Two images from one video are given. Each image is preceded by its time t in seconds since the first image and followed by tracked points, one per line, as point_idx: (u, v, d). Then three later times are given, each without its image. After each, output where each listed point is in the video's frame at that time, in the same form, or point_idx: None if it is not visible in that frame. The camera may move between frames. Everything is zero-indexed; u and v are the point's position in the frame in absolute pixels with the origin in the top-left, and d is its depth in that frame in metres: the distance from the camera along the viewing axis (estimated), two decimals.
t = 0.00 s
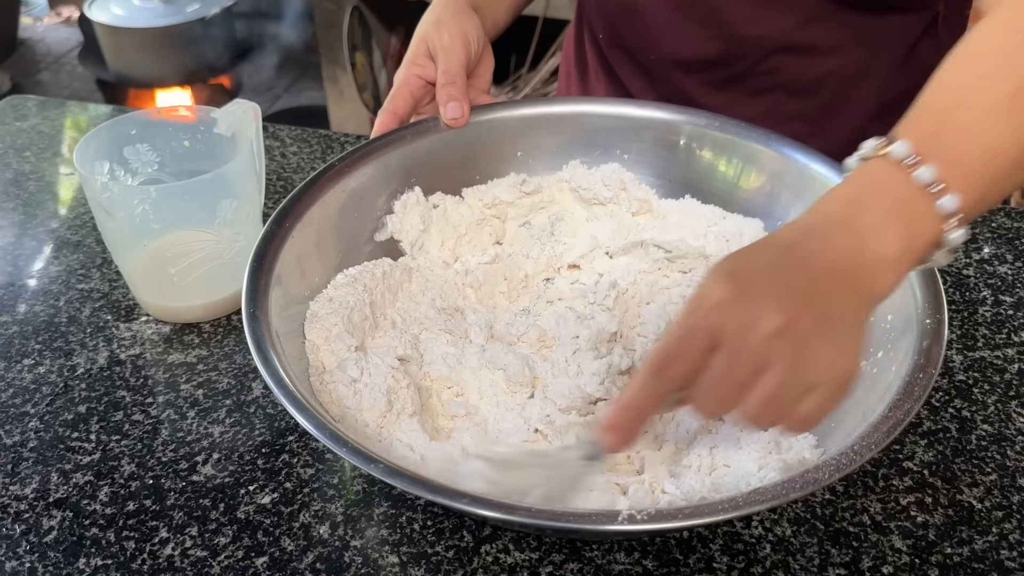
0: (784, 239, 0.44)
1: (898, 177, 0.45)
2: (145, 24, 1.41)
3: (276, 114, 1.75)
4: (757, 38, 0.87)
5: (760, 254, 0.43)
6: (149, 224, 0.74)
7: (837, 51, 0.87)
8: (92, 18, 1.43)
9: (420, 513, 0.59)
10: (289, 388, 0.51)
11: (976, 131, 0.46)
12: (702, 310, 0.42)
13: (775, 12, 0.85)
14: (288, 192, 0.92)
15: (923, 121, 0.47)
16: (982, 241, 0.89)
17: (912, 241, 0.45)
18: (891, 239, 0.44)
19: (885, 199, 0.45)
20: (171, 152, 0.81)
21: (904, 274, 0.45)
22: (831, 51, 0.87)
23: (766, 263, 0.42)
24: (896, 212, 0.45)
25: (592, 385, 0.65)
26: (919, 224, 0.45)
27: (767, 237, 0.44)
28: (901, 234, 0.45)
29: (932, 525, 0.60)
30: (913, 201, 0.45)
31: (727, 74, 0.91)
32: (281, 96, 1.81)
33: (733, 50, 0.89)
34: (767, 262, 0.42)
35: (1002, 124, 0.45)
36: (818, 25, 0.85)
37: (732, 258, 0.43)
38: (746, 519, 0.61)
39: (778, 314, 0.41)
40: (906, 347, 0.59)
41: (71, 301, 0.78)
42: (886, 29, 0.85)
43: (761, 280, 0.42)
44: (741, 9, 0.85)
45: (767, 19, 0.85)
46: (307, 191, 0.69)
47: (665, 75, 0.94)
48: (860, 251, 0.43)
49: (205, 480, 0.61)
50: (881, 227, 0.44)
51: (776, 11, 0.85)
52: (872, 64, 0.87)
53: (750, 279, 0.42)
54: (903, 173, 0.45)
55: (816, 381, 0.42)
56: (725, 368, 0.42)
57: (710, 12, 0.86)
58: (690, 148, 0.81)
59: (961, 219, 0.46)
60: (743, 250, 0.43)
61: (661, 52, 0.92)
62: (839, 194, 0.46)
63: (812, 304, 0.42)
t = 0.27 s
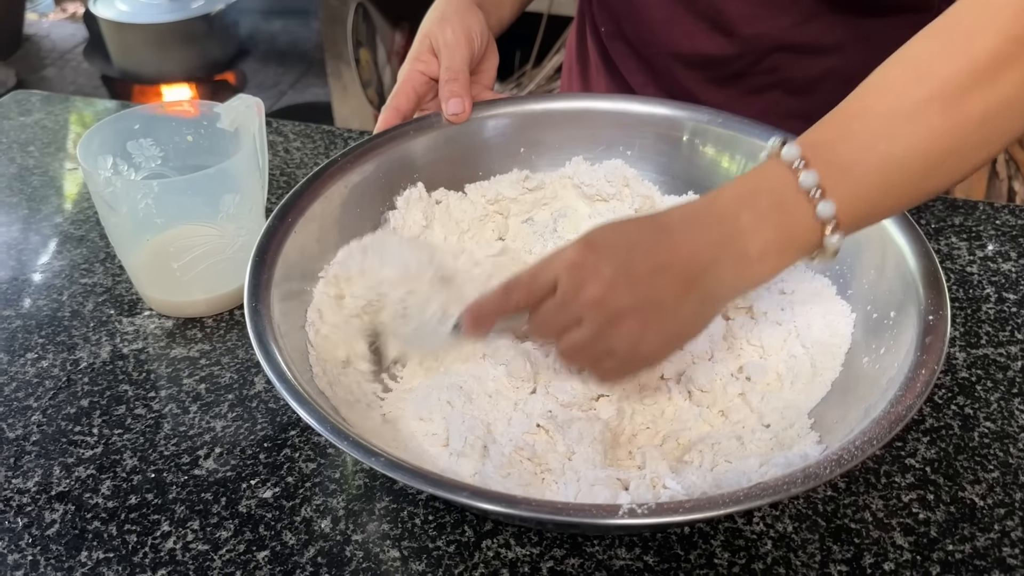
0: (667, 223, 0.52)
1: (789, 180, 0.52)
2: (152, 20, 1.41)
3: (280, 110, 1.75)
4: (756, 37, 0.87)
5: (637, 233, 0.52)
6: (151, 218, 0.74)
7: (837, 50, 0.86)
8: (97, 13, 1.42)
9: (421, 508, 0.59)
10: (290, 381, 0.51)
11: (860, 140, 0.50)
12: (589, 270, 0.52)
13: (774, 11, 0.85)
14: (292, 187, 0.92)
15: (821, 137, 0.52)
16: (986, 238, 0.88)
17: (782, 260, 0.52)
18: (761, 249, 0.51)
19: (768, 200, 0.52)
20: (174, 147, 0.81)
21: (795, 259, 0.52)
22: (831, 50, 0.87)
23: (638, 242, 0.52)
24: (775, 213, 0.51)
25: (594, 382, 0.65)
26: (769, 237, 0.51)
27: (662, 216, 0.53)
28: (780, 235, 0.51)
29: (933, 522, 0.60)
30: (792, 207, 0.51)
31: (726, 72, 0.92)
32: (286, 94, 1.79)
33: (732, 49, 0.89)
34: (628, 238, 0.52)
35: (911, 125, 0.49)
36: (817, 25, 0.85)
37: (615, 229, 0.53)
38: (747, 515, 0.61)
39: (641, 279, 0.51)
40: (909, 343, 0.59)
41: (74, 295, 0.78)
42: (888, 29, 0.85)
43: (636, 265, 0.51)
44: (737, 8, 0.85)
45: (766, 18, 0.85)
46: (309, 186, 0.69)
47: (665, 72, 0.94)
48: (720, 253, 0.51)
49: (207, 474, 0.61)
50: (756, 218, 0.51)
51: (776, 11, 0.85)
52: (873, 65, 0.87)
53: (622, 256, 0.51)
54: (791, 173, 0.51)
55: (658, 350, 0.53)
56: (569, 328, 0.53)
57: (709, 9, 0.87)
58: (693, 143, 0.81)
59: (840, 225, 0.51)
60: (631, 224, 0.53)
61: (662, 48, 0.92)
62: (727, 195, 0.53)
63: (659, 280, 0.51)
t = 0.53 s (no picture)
0: (763, 95, 0.57)
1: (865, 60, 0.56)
2: (155, 18, 1.41)
3: (281, 109, 1.75)
4: (755, 45, 0.87)
5: (749, 96, 0.57)
6: (151, 218, 0.74)
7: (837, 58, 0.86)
8: (99, 12, 1.42)
9: (420, 508, 0.59)
10: (288, 376, 0.51)
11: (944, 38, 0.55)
12: (694, 129, 0.60)
13: (773, 20, 0.85)
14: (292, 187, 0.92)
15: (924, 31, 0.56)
16: (987, 239, 0.88)
17: (858, 161, 0.57)
18: (834, 151, 0.56)
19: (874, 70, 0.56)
20: (175, 146, 0.81)
21: (842, 191, 0.59)
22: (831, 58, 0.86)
23: (729, 117, 0.59)
24: (836, 118, 0.56)
25: (595, 383, 0.65)
26: (839, 147, 0.56)
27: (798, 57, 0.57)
28: (877, 105, 0.55)
29: (932, 524, 0.60)
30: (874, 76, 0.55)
31: (726, 82, 0.92)
32: (288, 92, 1.78)
33: (732, 57, 0.89)
34: (724, 114, 0.58)
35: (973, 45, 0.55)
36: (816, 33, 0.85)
37: (737, 88, 0.59)
38: (745, 517, 0.61)
39: (715, 134, 0.60)
40: (910, 345, 0.59)
41: (75, 294, 0.78)
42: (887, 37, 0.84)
43: (716, 117, 0.59)
44: (732, 17, 0.86)
45: (765, 27, 0.85)
46: (310, 186, 0.69)
47: (666, 82, 0.94)
48: (790, 154, 0.58)
49: (207, 474, 0.61)
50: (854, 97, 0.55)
51: (774, 19, 0.85)
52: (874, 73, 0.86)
53: (715, 117, 0.59)
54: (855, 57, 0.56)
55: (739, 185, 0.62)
56: (718, 159, 0.61)
57: (707, 20, 0.87)
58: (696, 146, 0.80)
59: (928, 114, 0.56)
60: (739, 89, 0.58)
61: (661, 59, 0.92)
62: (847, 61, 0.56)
63: (738, 157, 0.60)
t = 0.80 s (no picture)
0: (768, 234, 0.53)
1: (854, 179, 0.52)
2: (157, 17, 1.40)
3: (282, 109, 1.74)
4: (774, 45, 0.86)
5: (752, 235, 0.54)
6: (150, 220, 0.73)
7: (852, 57, 0.86)
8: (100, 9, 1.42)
9: (421, 514, 0.59)
10: (300, 387, 0.51)
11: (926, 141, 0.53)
12: (696, 270, 0.57)
13: (790, 20, 0.84)
14: (293, 188, 0.92)
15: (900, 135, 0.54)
16: (992, 242, 0.88)
17: (881, 277, 0.53)
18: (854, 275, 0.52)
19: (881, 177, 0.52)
20: (174, 147, 0.80)
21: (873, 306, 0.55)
22: (845, 57, 0.86)
23: (735, 254, 0.55)
24: (849, 248, 0.52)
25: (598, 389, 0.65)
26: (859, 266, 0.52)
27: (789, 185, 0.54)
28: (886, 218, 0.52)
29: (938, 531, 0.60)
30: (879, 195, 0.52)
31: (736, 84, 0.91)
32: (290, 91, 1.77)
33: (750, 58, 0.88)
34: (728, 252, 0.55)
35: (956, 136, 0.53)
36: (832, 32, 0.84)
37: (738, 223, 0.55)
38: (749, 524, 0.60)
39: (724, 274, 0.56)
40: (920, 344, 0.58)
41: (74, 297, 0.77)
42: (903, 35, 0.84)
43: (723, 255, 0.55)
44: (750, 15, 0.85)
45: (783, 27, 0.85)
46: (309, 193, 0.69)
47: (676, 84, 0.94)
48: (812, 283, 0.54)
49: (206, 479, 0.60)
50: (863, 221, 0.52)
51: (791, 19, 0.84)
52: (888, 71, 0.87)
53: (722, 254, 0.55)
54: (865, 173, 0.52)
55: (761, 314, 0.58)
56: (736, 293, 0.57)
57: (724, 20, 0.86)
58: (701, 146, 0.80)
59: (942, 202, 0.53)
60: (738, 225, 0.55)
61: (671, 60, 0.91)
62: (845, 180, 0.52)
63: (751, 293, 0.56)
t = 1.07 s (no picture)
0: (752, 264, 0.51)
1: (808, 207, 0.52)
2: (157, 15, 1.38)
3: (282, 107, 1.74)
4: (770, 42, 0.86)
5: (734, 266, 0.51)
6: (147, 219, 0.73)
7: (849, 55, 0.85)
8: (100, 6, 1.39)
9: (418, 516, 0.58)
10: (291, 387, 0.51)
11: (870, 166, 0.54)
12: (671, 316, 0.51)
13: (788, 17, 0.84)
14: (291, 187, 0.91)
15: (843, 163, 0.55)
16: (993, 243, 0.87)
17: (860, 298, 0.52)
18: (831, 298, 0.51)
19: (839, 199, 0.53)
20: (172, 146, 0.80)
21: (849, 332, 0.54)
22: (842, 55, 0.86)
23: (719, 288, 0.52)
24: (832, 268, 0.51)
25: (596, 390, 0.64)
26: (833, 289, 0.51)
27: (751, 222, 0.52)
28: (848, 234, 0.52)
29: (937, 534, 0.59)
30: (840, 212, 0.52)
31: (733, 81, 0.91)
32: (290, 89, 1.77)
33: (747, 55, 0.88)
34: (707, 289, 0.51)
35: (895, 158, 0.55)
36: (829, 29, 0.84)
37: (716, 257, 0.52)
38: (747, 527, 0.60)
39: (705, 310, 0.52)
40: (919, 347, 0.58)
41: (71, 296, 0.77)
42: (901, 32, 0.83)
43: (699, 290, 0.51)
44: (749, 13, 0.84)
45: (781, 25, 0.84)
46: (306, 192, 0.68)
47: (674, 80, 0.94)
48: (800, 314, 0.52)
49: (202, 480, 0.60)
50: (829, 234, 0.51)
51: (790, 17, 0.84)
52: (885, 70, 0.86)
53: (704, 292, 0.51)
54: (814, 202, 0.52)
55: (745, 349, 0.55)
56: (716, 331, 0.54)
57: (721, 18, 0.85)
58: (701, 145, 0.80)
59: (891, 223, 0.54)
60: (717, 261, 0.52)
61: (669, 57, 0.91)
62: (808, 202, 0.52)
63: (735, 327, 0.53)
